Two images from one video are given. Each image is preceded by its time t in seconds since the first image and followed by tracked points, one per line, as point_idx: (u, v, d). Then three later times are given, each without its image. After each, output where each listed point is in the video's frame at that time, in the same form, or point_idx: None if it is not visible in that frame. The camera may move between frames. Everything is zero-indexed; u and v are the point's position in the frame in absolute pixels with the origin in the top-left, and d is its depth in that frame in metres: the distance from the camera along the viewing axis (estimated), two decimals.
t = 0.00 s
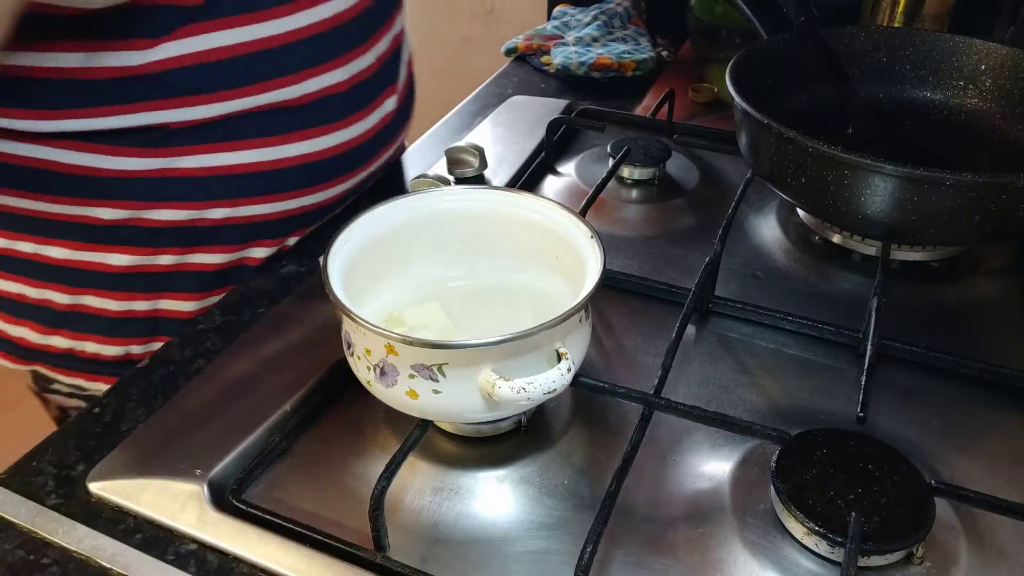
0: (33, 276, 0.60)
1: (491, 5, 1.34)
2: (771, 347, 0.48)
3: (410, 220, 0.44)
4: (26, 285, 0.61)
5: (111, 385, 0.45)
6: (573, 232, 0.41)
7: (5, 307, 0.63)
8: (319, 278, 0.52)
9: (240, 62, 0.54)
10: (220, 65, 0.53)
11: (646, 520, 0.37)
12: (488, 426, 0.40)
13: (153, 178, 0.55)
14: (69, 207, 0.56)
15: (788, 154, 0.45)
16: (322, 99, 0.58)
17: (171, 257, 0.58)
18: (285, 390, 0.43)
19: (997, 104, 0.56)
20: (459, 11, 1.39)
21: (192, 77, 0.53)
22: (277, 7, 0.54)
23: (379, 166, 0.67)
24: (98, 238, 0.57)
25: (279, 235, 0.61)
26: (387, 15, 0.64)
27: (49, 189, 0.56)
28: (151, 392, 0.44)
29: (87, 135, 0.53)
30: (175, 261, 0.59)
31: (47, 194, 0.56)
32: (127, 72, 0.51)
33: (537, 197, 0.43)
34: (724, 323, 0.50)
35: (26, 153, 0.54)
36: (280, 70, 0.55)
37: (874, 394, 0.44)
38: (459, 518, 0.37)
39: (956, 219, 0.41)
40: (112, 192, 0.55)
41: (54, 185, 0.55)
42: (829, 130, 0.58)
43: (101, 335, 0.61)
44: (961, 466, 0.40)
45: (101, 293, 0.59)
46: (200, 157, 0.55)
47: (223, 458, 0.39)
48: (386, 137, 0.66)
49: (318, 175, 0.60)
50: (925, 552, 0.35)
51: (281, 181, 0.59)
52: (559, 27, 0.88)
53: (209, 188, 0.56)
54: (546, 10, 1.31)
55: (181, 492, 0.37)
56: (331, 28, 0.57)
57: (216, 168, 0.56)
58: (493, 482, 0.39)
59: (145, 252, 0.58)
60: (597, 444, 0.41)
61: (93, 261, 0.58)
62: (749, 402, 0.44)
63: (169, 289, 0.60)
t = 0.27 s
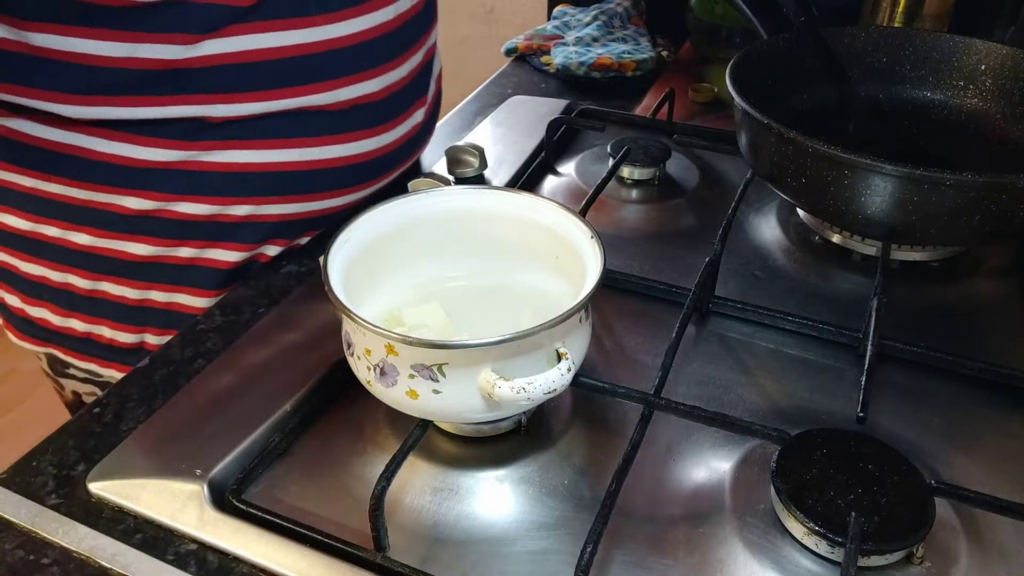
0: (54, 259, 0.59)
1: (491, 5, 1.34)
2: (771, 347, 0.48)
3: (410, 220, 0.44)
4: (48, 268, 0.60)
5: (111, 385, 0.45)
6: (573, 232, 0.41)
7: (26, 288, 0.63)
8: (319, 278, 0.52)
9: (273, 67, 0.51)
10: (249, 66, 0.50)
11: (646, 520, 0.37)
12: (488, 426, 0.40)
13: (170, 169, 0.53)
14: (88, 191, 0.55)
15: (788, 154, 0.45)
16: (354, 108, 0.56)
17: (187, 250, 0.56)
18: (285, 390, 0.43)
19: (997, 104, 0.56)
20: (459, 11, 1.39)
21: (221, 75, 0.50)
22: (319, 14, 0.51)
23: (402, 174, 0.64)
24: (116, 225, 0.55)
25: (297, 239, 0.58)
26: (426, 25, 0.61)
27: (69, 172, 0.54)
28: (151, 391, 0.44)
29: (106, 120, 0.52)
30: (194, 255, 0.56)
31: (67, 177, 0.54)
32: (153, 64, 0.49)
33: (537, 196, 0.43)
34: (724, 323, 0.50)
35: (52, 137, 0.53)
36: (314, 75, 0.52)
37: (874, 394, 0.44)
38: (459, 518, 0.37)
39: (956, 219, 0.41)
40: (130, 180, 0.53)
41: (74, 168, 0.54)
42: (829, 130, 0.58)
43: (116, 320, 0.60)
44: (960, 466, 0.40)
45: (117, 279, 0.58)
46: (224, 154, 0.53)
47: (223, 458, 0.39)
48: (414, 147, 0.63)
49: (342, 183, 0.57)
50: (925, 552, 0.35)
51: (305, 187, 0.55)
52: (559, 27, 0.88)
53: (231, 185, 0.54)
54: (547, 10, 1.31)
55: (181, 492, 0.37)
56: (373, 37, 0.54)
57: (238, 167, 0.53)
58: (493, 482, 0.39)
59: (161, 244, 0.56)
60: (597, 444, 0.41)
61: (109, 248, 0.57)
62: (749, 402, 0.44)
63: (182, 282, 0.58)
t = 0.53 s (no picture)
0: (50, 258, 0.59)
1: (491, 5, 1.34)
2: (771, 347, 0.48)
3: (410, 220, 0.44)
4: (42, 266, 0.60)
5: (111, 385, 0.45)
6: (573, 232, 0.41)
7: (21, 286, 0.63)
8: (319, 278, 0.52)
9: (273, 76, 0.51)
10: (248, 75, 0.51)
11: (646, 520, 0.37)
12: (488, 426, 0.40)
13: (165, 170, 0.53)
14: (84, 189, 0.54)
15: (788, 154, 0.45)
16: (354, 118, 0.55)
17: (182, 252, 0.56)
18: (285, 390, 0.43)
19: (997, 104, 0.56)
20: (459, 11, 1.39)
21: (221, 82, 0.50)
22: (321, 25, 0.51)
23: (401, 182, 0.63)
24: (113, 224, 0.55)
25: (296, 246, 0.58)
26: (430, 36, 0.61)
27: (66, 170, 0.54)
28: (151, 391, 0.44)
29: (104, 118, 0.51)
30: (190, 258, 0.56)
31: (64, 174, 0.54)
32: (152, 65, 0.49)
33: (537, 196, 0.43)
34: (724, 323, 0.50)
35: (53, 134, 0.53)
36: (313, 84, 0.52)
37: (874, 394, 0.44)
38: (459, 518, 0.37)
39: (956, 219, 0.41)
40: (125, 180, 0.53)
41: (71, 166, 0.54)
42: (829, 130, 0.58)
43: (110, 321, 0.60)
44: (960, 466, 0.40)
45: (111, 280, 0.58)
46: (223, 158, 0.53)
47: (224, 458, 0.39)
48: (415, 155, 0.63)
49: (341, 192, 0.57)
50: (925, 552, 0.35)
51: (303, 194, 0.55)
52: (559, 27, 0.88)
53: (229, 190, 0.53)
54: (547, 9, 1.31)
55: (181, 492, 0.37)
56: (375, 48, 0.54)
57: (236, 172, 0.53)
58: (493, 482, 0.39)
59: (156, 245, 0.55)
60: (597, 444, 0.41)
61: (105, 247, 0.56)
62: (749, 402, 0.44)
63: (177, 283, 0.57)
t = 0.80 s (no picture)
0: (29, 252, 0.58)
1: (491, 5, 1.34)
2: (771, 347, 0.48)
3: (410, 220, 0.44)
4: (20, 260, 0.59)
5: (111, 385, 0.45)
6: (574, 232, 0.41)
7: (2, 280, 0.62)
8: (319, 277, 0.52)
9: (267, 75, 0.51)
10: (241, 74, 0.51)
11: (646, 521, 0.37)
12: (487, 426, 0.40)
13: (152, 165, 0.52)
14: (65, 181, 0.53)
15: (788, 154, 0.45)
16: (347, 119, 0.56)
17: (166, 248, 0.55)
18: (284, 389, 0.43)
19: (997, 104, 0.56)
20: (459, 11, 1.38)
21: (214, 80, 0.50)
22: (315, 26, 0.51)
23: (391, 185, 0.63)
24: (97, 218, 0.54)
25: (286, 246, 0.58)
26: (424, 40, 0.61)
27: (46, 162, 0.53)
28: (151, 391, 0.44)
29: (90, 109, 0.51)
30: (174, 253, 0.56)
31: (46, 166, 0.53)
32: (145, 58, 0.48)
33: (537, 197, 0.43)
34: (724, 323, 0.50)
35: (36, 126, 0.53)
36: (306, 84, 0.52)
37: (874, 394, 0.44)
38: (459, 518, 0.37)
39: (956, 219, 0.41)
40: (111, 176, 0.52)
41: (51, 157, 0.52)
42: (829, 130, 0.58)
43: (90, 316, 0.59)
44: (960, 466, 0.40)
45: (92, 275, 0.57)
46: (215, 157, 0.53)
47: (223, 458, 0.39)
48: (407, 159, 0.63)
49: (335, 192, 0.57)
50: (925, 552, 0.35)
51: (295, 194, 0.55)
52: (559, 27, 0.88)
53: (221, 187, 0.53)
54: (547, 9, 1.31)
55: (181, 492, 0.37)
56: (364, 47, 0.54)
57: (228, 169, 0.53)
58: (493, 482, 0.39)
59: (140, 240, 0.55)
60: (596, 444, 0.41)
61: (90, 242, 0.55)
62: (749, 402, 0.44)
63: (162, 278, 0.57)
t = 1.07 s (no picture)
0: None
1: (491, 5, 1.34)
2: (771, 348, 0.48)
3: (410, 221, 0.44)
4: None
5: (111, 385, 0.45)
6: (574, 232, 0.41)
7: None
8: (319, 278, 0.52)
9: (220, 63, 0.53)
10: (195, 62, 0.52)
11: (646, 520, 0.37)
12: (488, 426, 0.40)
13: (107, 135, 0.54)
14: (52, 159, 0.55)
15: (788, 154, 0.45)
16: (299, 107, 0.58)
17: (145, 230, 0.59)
18: (285, 390, 0.43)
19: (997, 104, 0.56)
20: (459, 10, 1.38)
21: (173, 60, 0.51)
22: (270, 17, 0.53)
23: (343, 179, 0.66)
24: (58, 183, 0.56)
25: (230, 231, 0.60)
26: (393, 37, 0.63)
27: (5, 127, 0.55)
28: (151, 392, 0.44)
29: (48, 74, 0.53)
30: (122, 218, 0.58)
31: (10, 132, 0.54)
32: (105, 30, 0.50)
33: (537, 197, 0.43)
34: (724, 323, 0.50)
35: None
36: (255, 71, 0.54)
37: (874, 394, 0.44)
38: (459, 518, 0.37)
39: (956, 219, 0.41)
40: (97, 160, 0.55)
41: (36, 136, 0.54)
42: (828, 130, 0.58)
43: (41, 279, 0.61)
44: (961, 466, 0.40)
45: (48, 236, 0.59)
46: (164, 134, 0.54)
47: (223, 458, 0.39)
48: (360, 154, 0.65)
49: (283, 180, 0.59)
50: (925, 552, 0.35)
51: (243, 177, 0.58)
52: (559, 27, 0.88)
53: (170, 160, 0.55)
54: (546, 9, 1.31)
55: (181, 492, 0.37)
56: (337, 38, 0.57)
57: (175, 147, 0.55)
58: (493, 482, 0.39)
59: (120, 222, 0.58)
60: (596, 444, 0.41)
61: (77, 225, 0.58)
62: (749, 402, 0.44)
63: (147, 260, 0.61)
